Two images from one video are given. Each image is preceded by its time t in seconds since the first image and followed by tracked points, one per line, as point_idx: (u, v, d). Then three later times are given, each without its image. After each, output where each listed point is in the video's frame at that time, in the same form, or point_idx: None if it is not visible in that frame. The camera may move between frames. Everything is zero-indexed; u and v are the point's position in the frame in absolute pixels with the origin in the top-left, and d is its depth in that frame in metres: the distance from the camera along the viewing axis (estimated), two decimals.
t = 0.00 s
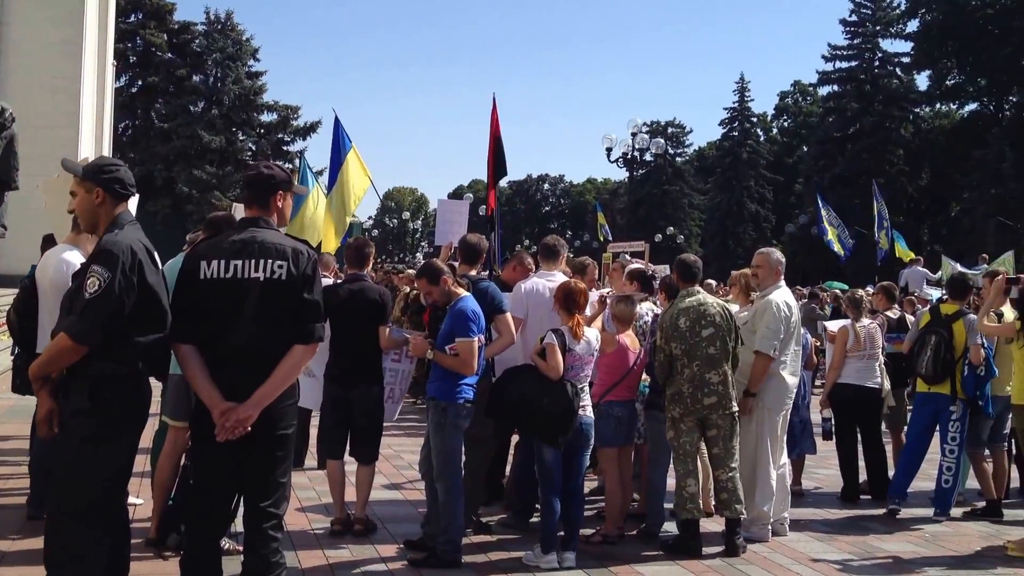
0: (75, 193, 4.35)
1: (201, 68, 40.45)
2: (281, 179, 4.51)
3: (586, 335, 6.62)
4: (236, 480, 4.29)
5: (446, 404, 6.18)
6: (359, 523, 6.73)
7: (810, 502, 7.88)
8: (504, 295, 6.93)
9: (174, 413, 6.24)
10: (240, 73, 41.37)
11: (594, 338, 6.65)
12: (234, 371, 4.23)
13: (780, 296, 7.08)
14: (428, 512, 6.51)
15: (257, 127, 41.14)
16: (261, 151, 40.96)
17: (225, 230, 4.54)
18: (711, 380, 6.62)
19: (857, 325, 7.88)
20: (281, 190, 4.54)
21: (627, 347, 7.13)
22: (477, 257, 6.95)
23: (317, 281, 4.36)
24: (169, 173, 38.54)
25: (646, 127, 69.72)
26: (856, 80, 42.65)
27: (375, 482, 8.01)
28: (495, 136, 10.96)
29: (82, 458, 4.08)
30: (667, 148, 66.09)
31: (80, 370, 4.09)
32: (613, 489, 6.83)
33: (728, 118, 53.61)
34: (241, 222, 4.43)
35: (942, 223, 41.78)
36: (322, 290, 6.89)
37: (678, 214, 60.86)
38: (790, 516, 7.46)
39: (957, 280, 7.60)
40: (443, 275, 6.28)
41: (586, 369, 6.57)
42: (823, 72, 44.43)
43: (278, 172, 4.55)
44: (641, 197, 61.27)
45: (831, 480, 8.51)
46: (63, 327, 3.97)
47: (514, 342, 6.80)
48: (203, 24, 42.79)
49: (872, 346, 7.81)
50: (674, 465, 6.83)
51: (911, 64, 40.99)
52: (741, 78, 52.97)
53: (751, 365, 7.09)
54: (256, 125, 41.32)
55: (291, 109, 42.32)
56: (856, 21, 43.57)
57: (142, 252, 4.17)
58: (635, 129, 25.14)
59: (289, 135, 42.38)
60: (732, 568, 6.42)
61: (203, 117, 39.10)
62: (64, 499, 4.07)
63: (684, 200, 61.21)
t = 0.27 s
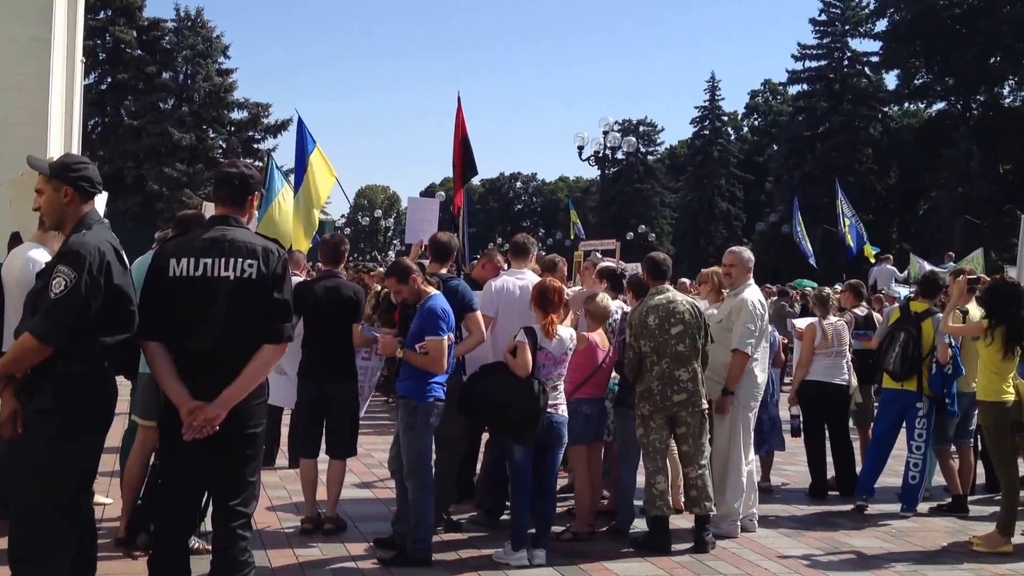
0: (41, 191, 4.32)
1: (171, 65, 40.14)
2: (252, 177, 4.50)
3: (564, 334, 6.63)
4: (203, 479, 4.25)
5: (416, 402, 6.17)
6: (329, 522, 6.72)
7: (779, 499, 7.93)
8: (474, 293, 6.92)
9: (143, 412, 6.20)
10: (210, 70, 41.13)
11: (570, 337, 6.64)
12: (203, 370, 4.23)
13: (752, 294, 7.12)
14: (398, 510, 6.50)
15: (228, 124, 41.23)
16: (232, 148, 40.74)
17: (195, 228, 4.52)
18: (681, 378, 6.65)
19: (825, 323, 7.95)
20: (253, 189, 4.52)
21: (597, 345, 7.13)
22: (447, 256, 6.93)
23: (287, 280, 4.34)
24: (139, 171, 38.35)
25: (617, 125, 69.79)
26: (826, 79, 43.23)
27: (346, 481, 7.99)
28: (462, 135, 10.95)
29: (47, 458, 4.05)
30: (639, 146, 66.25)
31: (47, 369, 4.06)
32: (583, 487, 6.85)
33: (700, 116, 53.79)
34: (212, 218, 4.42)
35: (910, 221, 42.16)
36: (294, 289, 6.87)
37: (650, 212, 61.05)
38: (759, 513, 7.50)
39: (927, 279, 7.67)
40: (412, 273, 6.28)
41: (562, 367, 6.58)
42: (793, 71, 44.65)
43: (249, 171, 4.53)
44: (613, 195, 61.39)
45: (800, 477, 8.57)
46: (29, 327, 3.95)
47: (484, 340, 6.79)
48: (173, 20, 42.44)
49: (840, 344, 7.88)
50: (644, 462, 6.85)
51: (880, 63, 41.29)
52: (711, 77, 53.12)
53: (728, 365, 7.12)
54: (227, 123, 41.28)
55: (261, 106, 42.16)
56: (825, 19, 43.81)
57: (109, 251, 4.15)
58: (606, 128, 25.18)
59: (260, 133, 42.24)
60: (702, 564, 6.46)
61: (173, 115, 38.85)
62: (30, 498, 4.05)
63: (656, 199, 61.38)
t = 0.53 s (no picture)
0: (7, 189, 4.29)
1: (142, 62, 39.81)
2: (224, 176, 4.47)
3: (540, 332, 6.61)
4: (175, 477, 4.24)
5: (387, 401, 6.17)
6: (301, 521, 6.70)
7: (749, 495, 7.99)
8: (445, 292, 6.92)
9: (113, 411, 6.16)
10: (182, 68, 40.83)
11: (547, 336, 6.60)
12: (173, 369, 4.19)
13: (723, 293, 7.17)
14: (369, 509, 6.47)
15: (199, 121, 41.00)
16: (203, 146, 40.56)
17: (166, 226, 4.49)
18: (651, 376, 6.69)
19: (794, 320, 8.01)
20: (228, 187, 4.49)
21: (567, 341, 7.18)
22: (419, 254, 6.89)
23: (260, 280, 4.32)
24: (110, 169, 38.14)
25: (589, 123, 69.88)
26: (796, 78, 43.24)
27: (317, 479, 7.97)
28: (429, 133, 10.94)
29: (13, 458, 4.03)
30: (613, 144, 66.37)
31: (14, 369, 4.03)
32: (554, 485, 6.87)
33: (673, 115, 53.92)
34: (185, 217, 4.39)
35: (881, 219, 42.55)
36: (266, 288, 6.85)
37: (623, 210, 61.20)
38: (729, 509, 7.55)
39: (902, 277, 7.72)
40: (383, 272, 6.28)
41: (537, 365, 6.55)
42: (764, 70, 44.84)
43: (224, 169, 4.49)
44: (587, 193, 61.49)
45: (770, 473, 8.63)
46: None
47: (455, 339, 6.79)
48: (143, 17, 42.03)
49: (809, 342, 7.94)
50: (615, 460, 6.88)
51: (850, 63, 41.62)
52: (683, 76, 53.26)
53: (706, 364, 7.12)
54: (198, 120, 41.04)
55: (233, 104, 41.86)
56: (796, 19, 44.07)
57: (75, 251, 4.12)
58: (579, 126, 25.23)
59: (232, 131, 41.95)
60: (672, 561, 6.50)
61: (144, 112, 38.59)
62: None
63: (629, 197, 61.57)
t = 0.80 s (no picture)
0: None
1: (114, 59, 39.54)
2: (202, 175, 4.45)
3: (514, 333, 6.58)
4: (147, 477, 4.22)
5: (359, 400, 6.15)
6: (273, 520, 6.69)
7: (721, 493, 8.02)
8: (418, 291, 6.88)
9: (82, 411, 6.10)
10: (154, 65, 40.60)
11: (520, 336, 6.56)
12: (148, 369, 4.17)
13: (697, 291, 7.19)
14: (342, 508, 6.42)
15: (172, 120, 40.47)
16: (176, 144, 40.34)
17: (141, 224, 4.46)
18: (623, 373, 6.71)
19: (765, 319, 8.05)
20: (208, 186, 4.46)
21: (540, 340, 7.18)
22: (392, 253, 6.85)
23: (238, 281, 4.30)
24: (81, 166, 37.90)
25: (564, 122, 69.86)
26: (769, 78, 43.14)
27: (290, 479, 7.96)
28: (402, 131, 10.96)
29: None
30: (587, 143, 66.49)
31: None
32: (526, 483, 6.87)
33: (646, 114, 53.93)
34: (164, 215, 4.35)
35: (853, 218, 42.84)
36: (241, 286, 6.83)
37: (597, 209, 61.32)
38: (700, 506, 7.59)
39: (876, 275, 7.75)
40: (357, 271, 6.25)
41: (509, 367, 6.52)
42: (737, 70, 44.95)
43: (203, 167, 4.46)
44: (561, 192, 61.58)
45: (741, 471, 8.69)
46: None
47: (428, 338, 6.76)
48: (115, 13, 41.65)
49: (779, 339, 8.00)
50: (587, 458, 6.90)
51: (822, 62, 41.69)
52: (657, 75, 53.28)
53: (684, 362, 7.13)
54: (171, 119, 40.73)
55: (206, 102, 41.63)
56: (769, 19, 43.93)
57: (41, 250, 4.09)
58: (554, 125, 25.27)
59: (205, 128, 41.72)
60: (643, 558, 6.53)
61: (116, 110, 38.41)
62: None
63: (603, 195, 61.64)
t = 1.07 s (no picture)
0: None
1: (86, 56, 39.15)
2: (189, 176, 4.41)
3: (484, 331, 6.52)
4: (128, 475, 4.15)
5: (333, 399, 6.10)
6: (245, 520, 6.66)
7: (695, 491, 8.05)
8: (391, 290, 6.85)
9: (51, 411, 6.01)
10: (126, 63, 40.33)
11: (488, 334, 6.49)
12: (130, 369, 4.12)
13: (675, 290, 7.19)
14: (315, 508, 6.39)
15: (145, 117, 40.53)
16: (149, 143, 40.07)
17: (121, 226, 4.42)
18: (596, 372, 6.73)
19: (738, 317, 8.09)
20: (195, 188, 4.41)
21: (515, 338, 7.17)
22: (365, 252, 6.82)
23: (222, 283, 4.25)
24: (53, 165, 37.51)
25: (540, 121, 69.81)
26: (743, 78, 42.90)
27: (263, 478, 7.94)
28: (378, 128, 10.95)
29: None
30: (563, 142, 66.56)
31: None
32: (498, 483, 6.86)
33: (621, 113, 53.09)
34: (150, 216, 4.30)
35: (827, 217, 43.06)
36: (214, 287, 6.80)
37: (573, 208, 61.37)
38: (674, 504, 7.61)
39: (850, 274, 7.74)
40: (332, 270, 6.23)
41: (475, 366, 6.47)
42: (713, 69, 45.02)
43: (192, 169, 4.43)
44: (537, 190, 61.58)
45: (715, 469, 8.73)
46: None
47: (402, 336, 6.73)
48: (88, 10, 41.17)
49: (752, 338, 8.04)
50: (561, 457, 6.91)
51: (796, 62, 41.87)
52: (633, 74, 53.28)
53: (660, 360, 7.14)
54: (145, 117, 40.57)
55: (179, 99, 41.29)
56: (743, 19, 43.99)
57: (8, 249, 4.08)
58: (530, 124, 25.28)
59: (179, 126, 41.38)
60: (617, 556, 6.54)
61: (89, 107, 38.20)
62: None
63: (579, 195, 61.65)
